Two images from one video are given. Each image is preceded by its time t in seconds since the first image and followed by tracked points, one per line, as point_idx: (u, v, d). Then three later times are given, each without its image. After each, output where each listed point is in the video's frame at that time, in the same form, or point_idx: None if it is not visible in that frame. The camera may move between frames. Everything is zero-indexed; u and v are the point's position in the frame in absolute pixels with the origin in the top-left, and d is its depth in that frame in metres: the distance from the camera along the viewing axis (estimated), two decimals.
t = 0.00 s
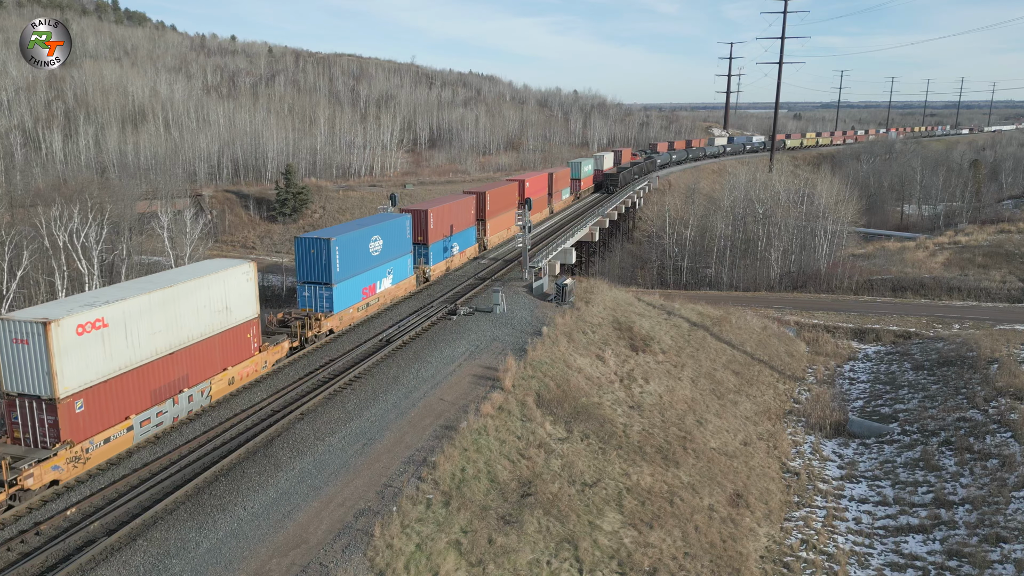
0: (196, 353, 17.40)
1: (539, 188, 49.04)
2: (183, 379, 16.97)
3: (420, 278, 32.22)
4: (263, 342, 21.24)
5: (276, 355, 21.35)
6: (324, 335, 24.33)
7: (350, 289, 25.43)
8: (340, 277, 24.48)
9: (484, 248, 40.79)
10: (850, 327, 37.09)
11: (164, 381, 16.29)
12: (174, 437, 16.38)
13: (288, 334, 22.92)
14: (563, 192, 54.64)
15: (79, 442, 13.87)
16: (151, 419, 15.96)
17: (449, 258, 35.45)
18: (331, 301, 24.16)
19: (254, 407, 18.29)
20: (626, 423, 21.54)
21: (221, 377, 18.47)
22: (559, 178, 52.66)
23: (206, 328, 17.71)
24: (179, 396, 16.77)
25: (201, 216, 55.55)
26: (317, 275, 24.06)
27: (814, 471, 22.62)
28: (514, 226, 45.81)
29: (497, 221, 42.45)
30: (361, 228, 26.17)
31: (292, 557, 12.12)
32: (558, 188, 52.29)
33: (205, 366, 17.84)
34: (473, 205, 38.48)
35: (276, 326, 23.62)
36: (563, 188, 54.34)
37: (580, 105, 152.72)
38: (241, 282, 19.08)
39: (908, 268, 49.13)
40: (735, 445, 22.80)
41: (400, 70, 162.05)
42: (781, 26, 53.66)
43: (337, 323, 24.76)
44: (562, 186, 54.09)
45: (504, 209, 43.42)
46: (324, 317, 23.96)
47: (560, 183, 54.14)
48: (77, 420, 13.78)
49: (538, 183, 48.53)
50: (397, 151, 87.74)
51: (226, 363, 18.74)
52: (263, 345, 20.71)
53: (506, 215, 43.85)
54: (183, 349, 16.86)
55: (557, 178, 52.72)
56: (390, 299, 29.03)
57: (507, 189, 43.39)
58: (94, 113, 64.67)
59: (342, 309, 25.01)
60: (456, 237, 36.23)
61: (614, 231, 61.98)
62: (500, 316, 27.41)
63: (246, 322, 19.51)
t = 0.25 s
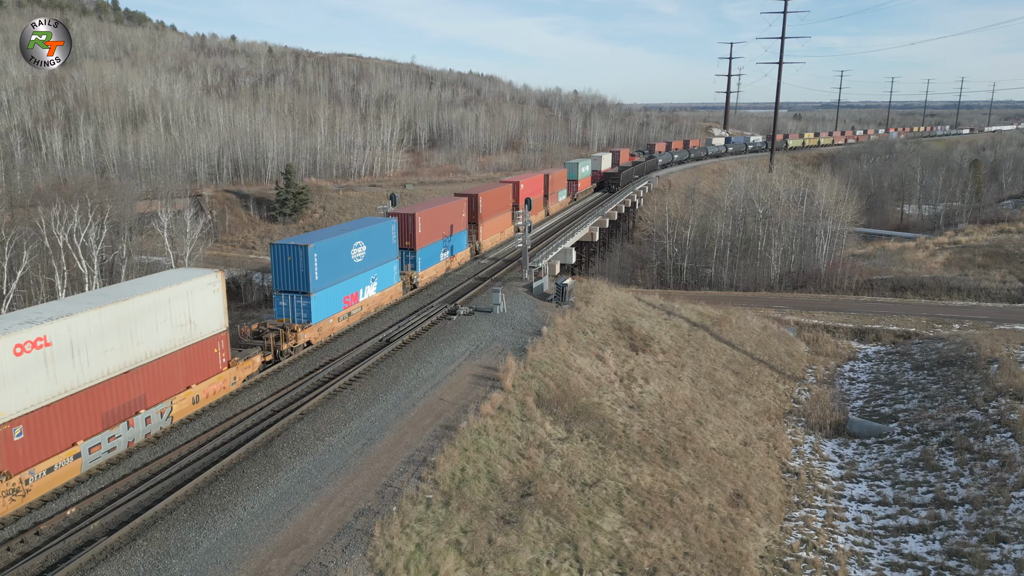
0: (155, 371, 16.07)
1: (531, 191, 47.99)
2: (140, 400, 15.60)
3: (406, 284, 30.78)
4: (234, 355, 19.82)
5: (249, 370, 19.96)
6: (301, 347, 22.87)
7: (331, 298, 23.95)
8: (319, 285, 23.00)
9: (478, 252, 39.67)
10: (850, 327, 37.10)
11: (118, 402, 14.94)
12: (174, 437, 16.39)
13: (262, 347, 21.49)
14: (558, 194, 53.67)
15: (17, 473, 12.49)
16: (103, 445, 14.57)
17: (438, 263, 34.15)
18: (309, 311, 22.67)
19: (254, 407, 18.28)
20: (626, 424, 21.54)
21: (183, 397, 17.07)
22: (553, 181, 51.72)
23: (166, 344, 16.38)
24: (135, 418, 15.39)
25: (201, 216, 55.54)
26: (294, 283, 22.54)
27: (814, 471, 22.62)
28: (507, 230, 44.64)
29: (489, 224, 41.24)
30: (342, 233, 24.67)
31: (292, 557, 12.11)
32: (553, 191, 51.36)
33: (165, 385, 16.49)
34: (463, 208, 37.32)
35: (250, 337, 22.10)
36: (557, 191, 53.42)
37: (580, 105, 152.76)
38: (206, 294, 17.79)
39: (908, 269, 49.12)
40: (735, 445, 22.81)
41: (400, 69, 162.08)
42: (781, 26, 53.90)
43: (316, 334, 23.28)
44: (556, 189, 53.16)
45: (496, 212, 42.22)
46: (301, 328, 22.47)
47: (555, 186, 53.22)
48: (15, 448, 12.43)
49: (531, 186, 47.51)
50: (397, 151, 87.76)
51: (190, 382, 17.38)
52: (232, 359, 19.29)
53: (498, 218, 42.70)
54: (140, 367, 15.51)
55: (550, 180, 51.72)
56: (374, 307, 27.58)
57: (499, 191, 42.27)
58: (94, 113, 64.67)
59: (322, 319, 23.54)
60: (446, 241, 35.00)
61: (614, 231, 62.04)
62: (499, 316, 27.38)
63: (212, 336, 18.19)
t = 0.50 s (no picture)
0: (108, 393, 14.78)
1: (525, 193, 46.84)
2: (89, 424, 14.32)
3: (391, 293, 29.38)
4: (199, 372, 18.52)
5: (215, 388, 18.64)
6: (275, 361, 21.53)
7: (308, 308, 22.62)
8: (296, 295, 21.69)
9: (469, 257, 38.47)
10: (850, 327, 37.12)
11: (64, 428, 13.68)
12: (173, 438, 16.39)
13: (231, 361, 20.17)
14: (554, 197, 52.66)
15: None
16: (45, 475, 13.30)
17: (426, 270, 32.75)
18: (284, 323, 21.33)
19: (254, 407, 18.29)
20: (626, 424, 21.56)
21: (140, 419, 15.77)
22: (549, 183, 50.73)
23: (120, 364, 15.07)
24: (84, 445, 14.11)
25: (201, 216, 55.55)
26: (269, 293, 21.22)
27: (814, 471, 22.63)
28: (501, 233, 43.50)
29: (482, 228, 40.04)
30: (321, 240, 23.33)
31: (292, 558, 12.10)
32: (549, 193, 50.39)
33: (120, 408, 15.22)
34: (454, 212, 35.96)
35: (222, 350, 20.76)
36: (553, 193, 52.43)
37: (580, 105, 152.84)
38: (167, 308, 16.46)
39: (908, 269, 49.15)
40: (735, 445, 22.82)
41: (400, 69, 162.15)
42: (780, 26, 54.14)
43: (292, 347, 21.94)
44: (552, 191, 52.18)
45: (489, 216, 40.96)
46: (275, 341, 21.10)
47: (551, 188, 52.26)
48: None
49: (525, 188, 46.39)
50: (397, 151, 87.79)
51: (148, 403, 16.08)
52: (197, 377, 17.97)
53: (491, 222, 41.46)
54: (90, 390, 14.23)
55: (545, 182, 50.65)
56: (356, 316, 26.25)
57: (492, 194, 41.04)
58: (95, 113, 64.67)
59: (299, 331, 22.23)
60: (435, 246, 33.65)
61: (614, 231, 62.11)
62: (499, 316, 27.38)
63: (174, 353, 16.91)
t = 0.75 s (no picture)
0: (52, 418, 13.30)
1: (518, 195, 45.55)
2: (29, 454, 12.83)
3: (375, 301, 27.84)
4: (160, 391, 16.97)
5: (176, 408, 17.11)
6: (246, 377, 19.99)
7: (283, 320, 21.14)
8: (269, 306, 20.23)
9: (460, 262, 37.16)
10: (850, 327, 37.13)
11: None
12: (174, 437, 16.40)
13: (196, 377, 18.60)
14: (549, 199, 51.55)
15: None
16: None
17: (413, 276, 31.22)
18: (256, 336, 19.86)
19: (254, 407, 18.30)
20: (626, 424, 21.58)
21: (89, 445, 14.24)
22: (544, 185, 49.59)
23: (64, 387, 13.54)
24: (21, 477, 12.60)
25: (201, 216, 55.55)
26: (240, 303, 19.73)
27: (814, 471, 22.64)
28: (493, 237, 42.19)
29: (474, 232, 38.68)
30: (298, 246, 21.86)
31: (292, 558, 12.11)
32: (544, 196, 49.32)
33: (66, 434, 13.71)
34: (444, 215, 34.46)
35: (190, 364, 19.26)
36: (549, 195, 51.31)
37: (580, 105, 152.91)
38: (119, 322, 14.91)
39: (908, 269, 49.17)
40: (735, 445, 22.84)
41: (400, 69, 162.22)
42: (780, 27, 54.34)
43: (264, 362, 20.42)
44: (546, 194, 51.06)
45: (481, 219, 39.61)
46: (246, 356, 19.54)
47: (547, 190, 51.14)
48: None
49: (518, 190, 45.14)
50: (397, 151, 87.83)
51: (100, 427, 14.56)
52: (156, 397, 16.45)
53: (483, 225, 40.14)
54: (29, 417, 12.74)
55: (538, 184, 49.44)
56: (337, 326, 24.73)
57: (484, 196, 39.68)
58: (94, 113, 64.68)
59: (273, 344, 20.74)
60: (423, 251, 32.11)
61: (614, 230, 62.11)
62: (499, 316, 27.38)
63: (131, 372, 15.39)
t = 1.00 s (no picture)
0: None
1: (512, 198, 44.46)
2: None
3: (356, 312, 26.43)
4: (113, 413, 15.47)
5: (133, 431, 15.66)
6: (212, 395, 18.57)
7: (256, 332, 19.81)
8: (239, 318, 18.93)
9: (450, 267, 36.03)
10: (850, 327, 37.15)
11: None
12: (174, 437, 16.40)
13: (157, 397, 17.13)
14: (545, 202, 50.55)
15: None
16: None
17: (400, 283, 29.90)
18: (225, 350, 18.53)
19: (254, 407, 18.29)
20: (626, 424, 21.59)
21: (29, 476, 12.74)
22: (539, 187, 48.59)
23: None
24: None
25: (201, 216, 55.57)
26: (206, 317, 18.40)
27: (814, 471, 22.66)
28: (486, 241, 41.05)
29: (465, 235, 37.53)
30: (271, 255, 20.49)
31: (292, 558, 12.10)
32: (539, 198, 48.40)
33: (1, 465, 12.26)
34: (433, 218, 33.20)
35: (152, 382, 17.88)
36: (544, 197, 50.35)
37: (580, 105, 152.99)
38: (63, 341, 13.50)
39: (908, 269, 49.20)
40: (735, 445, 22.85)
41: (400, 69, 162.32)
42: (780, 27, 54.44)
43: (234, 378, 19.03)
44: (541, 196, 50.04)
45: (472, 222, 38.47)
46: (213, 372, 18.14)
47: (542, 191, 50.21)
48: None
49: (511, 192, 44.05)
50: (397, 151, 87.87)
51: (41, 455, 13.12)
52: (108, 421, 15.01)
53: (475, 229, 38.98)
54: None
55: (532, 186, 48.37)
56: (316, 338, 23.35)
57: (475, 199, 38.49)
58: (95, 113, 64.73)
59: (245, 358, 19.41)
60: (411, 257, 30.82)
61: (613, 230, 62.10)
62: (498, 316, 27.36)
63: (79, 394, 14.02)
